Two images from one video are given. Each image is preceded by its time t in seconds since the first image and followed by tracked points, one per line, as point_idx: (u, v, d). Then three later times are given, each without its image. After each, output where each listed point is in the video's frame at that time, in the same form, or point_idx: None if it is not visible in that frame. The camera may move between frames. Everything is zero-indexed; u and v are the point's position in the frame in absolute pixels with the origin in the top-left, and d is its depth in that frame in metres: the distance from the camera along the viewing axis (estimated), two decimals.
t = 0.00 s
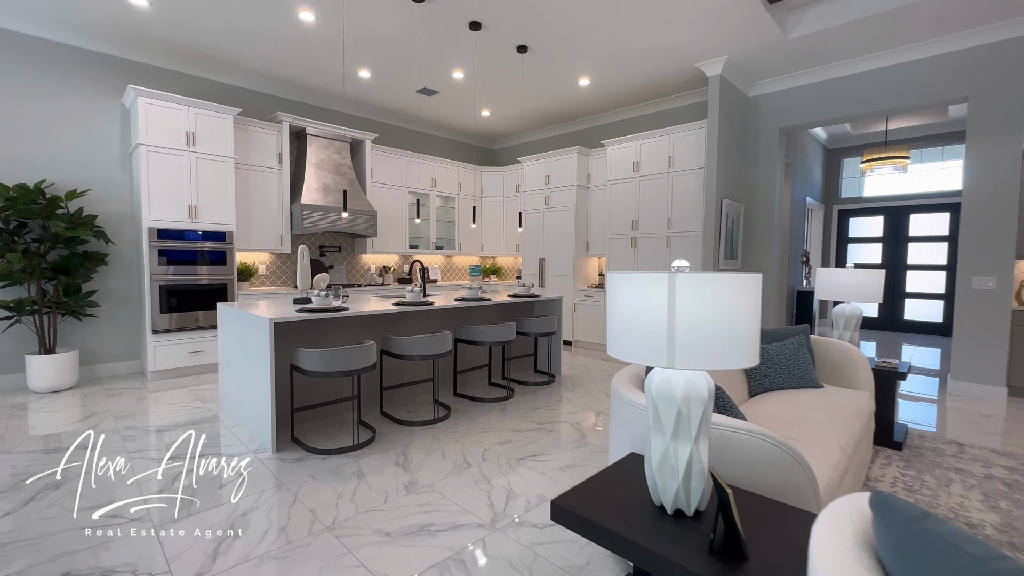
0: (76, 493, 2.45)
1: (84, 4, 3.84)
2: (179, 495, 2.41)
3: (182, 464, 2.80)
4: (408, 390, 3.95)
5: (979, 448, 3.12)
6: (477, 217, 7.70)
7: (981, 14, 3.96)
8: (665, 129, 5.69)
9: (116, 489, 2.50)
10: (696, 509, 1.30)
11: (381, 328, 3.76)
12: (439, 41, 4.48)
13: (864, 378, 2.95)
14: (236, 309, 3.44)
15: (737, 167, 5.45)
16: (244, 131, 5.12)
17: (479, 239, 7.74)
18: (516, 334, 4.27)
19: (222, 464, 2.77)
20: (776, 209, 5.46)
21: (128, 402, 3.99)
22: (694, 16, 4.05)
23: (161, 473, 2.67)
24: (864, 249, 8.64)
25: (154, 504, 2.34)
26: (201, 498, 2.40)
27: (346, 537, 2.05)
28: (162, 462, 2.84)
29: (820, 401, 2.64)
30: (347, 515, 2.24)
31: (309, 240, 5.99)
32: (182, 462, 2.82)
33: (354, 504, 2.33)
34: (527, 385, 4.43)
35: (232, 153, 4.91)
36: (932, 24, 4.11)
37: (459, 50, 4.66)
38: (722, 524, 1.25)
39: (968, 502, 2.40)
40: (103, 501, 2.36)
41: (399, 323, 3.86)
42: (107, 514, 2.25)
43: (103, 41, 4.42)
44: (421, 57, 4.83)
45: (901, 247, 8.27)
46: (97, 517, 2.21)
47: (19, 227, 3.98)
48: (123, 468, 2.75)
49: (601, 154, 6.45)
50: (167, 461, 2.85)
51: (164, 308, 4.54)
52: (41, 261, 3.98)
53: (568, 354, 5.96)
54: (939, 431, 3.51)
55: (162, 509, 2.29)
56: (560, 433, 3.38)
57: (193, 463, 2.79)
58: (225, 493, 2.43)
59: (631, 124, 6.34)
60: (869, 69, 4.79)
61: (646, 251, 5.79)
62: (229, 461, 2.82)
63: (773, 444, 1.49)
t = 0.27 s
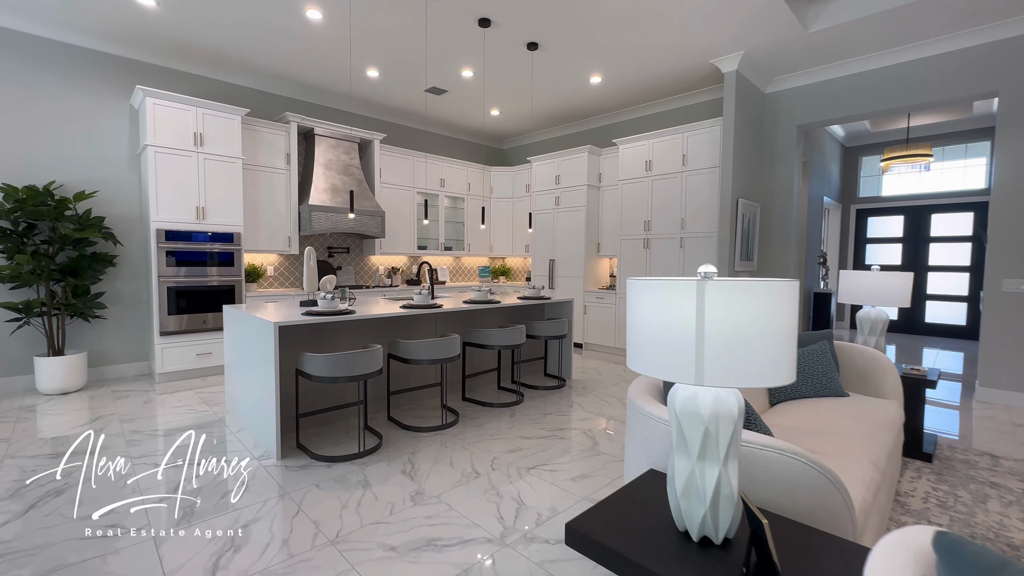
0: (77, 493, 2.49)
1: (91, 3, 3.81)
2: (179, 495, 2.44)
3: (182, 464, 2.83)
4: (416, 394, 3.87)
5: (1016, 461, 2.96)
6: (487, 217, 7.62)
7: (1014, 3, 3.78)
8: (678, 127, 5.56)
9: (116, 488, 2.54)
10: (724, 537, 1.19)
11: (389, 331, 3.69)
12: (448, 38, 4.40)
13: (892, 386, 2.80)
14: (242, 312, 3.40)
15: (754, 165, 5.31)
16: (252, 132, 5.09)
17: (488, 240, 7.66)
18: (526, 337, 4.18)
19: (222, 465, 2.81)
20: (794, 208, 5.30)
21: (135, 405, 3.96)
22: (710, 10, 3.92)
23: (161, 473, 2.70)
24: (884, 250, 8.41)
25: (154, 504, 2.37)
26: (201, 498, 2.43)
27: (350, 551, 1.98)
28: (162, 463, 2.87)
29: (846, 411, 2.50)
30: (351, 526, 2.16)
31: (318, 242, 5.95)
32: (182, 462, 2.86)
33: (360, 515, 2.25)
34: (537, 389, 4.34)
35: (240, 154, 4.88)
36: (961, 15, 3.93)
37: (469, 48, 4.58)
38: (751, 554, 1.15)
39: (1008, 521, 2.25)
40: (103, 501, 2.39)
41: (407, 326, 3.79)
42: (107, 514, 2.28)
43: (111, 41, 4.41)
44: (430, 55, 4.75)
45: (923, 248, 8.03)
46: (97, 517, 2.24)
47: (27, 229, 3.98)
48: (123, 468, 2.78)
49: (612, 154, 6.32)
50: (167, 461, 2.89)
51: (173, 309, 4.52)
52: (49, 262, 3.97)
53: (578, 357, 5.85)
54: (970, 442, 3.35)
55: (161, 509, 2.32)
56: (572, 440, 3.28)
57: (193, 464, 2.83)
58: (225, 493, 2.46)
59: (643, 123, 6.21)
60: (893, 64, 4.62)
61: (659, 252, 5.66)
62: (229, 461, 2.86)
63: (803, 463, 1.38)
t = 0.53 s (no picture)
0: (77, 493, 2.50)
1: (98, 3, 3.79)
2: (179, 495, 2.45)
3: (182, 464, 2.85)
4: (424, 397, 3.80)
5: None
6: (496, 217, 7.54)
7: None
8: (692, 125, 5.43)
9: (117, 488, 2.55)
10: (757, 565, 1.08)
11: (397, 333, 3.62)
12: (457, 35, 4.32)
13: (923, 394, 2.67)
14: (249, 313, 3.36)
15: (770, 163, 5.16)
16: (261, 132, 5.06)
17: (497, 240, 7.58)
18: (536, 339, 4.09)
19: (222, 465, 2.83)
20: (812, 208, 5.15)
21: (142, 406, 3.94)
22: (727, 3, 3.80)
23: (161, 473, 2.71)
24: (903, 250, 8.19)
25: (154, 504, 2.37)
26: (201, 497, 2.45)
27: (355, 564, 1.90)
28: (162, 463, 2.89)
29: (875, 421, 2.38)
30: (356, 537, 2.08)
31: (327, 242, 5.92)
32: (182, 462, 2.88)
33: (365, 525, 2.17)
34: (547, 393, 4.24)
35: (249, 154, 4.85)
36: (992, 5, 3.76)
37: (478, 45, 4.50)
38: None
39: None
40: (104, 501, 2.40)
41: (415, 329, 3.72)
42: (107, 513, 2.28)
43: (118, 41, 4.39)
44: (438, 53, 4.67)
45: (944, 248, 7.80)
46: (97, 517, 2.25)
47: (37, 230, 3.97)
48: (123, 468, 2.79)
49: (624, 152, 6.21)
50: (167, 461, 2.90)
51: (181, 310, 4.49)
52: (59, 262, 3.96)
53: (589, 360, 5.74)
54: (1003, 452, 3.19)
55: (162, 508, 2.33)
56: (584, 446, 3.18)
57: (194, 464, 2.85)
58: (225, 493, 2.48)
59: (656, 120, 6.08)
60: (918, 58, 4.45)
61: (672, 252, 5.54)
62: (228, 461, 2.88)
63: (837, 480, 1.27)
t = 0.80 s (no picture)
0: (77, 493, 2.50)
1: (108, 2, 3.78)
2: (179, 495, 2.45)
3: (182, 464, 2.85)
4: (434, 400, 3.74)
5: None
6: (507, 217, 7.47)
7: None
8: (706, 122, 5.31)
9: (116, 488, 2.54)
10: None
11: (407, 335, 3.56)
12: (468, 32, 4.26)
13: (955, 401, 2.54)
14: (258, 313, 3.32)
15: (788, 161, 5.03)
16: (271, 132, 5.04)
17: (507, 240, 7.51)
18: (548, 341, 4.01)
19: (222, 464, 2.84)
20: (832, 206, 5.01)
21: (152, 407, 3.93)
22: None
23: (160, 473, 2.71)
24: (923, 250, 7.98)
25: (153, 504, 2.37)
26: (201, 497, 2.45)
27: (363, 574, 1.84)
28: (162, 462, 2.90)
29: (906, 429, 2.26)
30: (365, 546, 2.02)
31: (337, 242, 5.89)
32: (181, 462, 2.89)
33: (374, 533, 2.11)
34: (559, 396, 4.16)
35: (259, 153, 4.83)
36: None
37: (488, 42, 4.44)
38: None
39: None
40: (103, 501, 2.40)
41: (425, 330, 3.66)
42: (107, 514, 2.28)
43: (128, 41, 4.38)
44: (448, 51, 4.61)
45: (967, 248, 7.58)
46: (97, 517, 2.25)
47: (49, 230, 3.98)
48: (123, 468, 2.79)
49: (637, 151, 6.10)
50: (167, 461, 2.91)
51: (192, 310, 4.48)
52: (71, 262, 3.95)
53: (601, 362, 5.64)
54: None
55: (161, 508, 2.33)
56: (598, 451, 3.10)
57: (194, 463, 2.85)
58: (225, 493, 2.48)
59: (670, 118, 5.96)
60: (944, 51, 4.30)
61: (686, 252, 5.42)
62: (228, 461, 2.89)
63: (881, 498, 1.18)
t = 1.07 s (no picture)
0: (76, 493, 2.49)
1: (121, 3, 3.78)
2: (178, 495, 2.45)
3: (182, 464, 2.85)
4: (446, 403, 3.69)
5: None
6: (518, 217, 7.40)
7: None
8: (723, 120, 5.20)
9: (115, 488, 2.54)
10: None
11: (419, 337, 3.51)
12: (481, 29, 4.20)
13: (993, 408, 2.43)
14: (269, 314, 3.28)
15: (808, 159, 4.90)
16: (283, 132, 5.02)
17: (519, 241, 7.44)
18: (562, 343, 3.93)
19: (222, 464, 2.84)
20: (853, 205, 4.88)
21: (165, 408, 3.92)
22: None
23: (160, 473, 2.71)
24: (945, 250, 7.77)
25: (153, 504, 2.37)
26: (201, 497, 2.45)
27: None
28: (162, 462, 2.89)
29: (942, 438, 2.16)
30: (379, 555, 1.96)
31: (348, 243, 5.86)
32: (181, 462, 2.88)
33: (388, 541, 2.05)
34: (573, 399, 4.08)
35: (271, 153, 4.82)
36: None
37: (502, 39, 4.38)
38: None
39: None
40: (103, 501, 2.39)
41: (437, 332, 3.60)
42: (107, 513, 2.27)
43: (140, 41, 4.39)
44: (461, 48, 4.55)
45: (992, 248, 7.36)
46: (97, 517, 2.24)
47: (64, 230, 3.99)
48: (123, 468, 2.79)
49: (651, 149, 6.00)
50: (167, 461, 2.91)
51: (204, 310, 4.48)
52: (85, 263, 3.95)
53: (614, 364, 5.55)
54: None
55: (161, 509, 2.33)
56: (614, 457, 3.01)
57: (194, 463, 2.85)
58: (224, 493, 2.48)
59: (685, 116, 5.85)
60: (972, 44, 4.15)
61: (701, 252, 5.31)
62: (228, 461, 2.89)
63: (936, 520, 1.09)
